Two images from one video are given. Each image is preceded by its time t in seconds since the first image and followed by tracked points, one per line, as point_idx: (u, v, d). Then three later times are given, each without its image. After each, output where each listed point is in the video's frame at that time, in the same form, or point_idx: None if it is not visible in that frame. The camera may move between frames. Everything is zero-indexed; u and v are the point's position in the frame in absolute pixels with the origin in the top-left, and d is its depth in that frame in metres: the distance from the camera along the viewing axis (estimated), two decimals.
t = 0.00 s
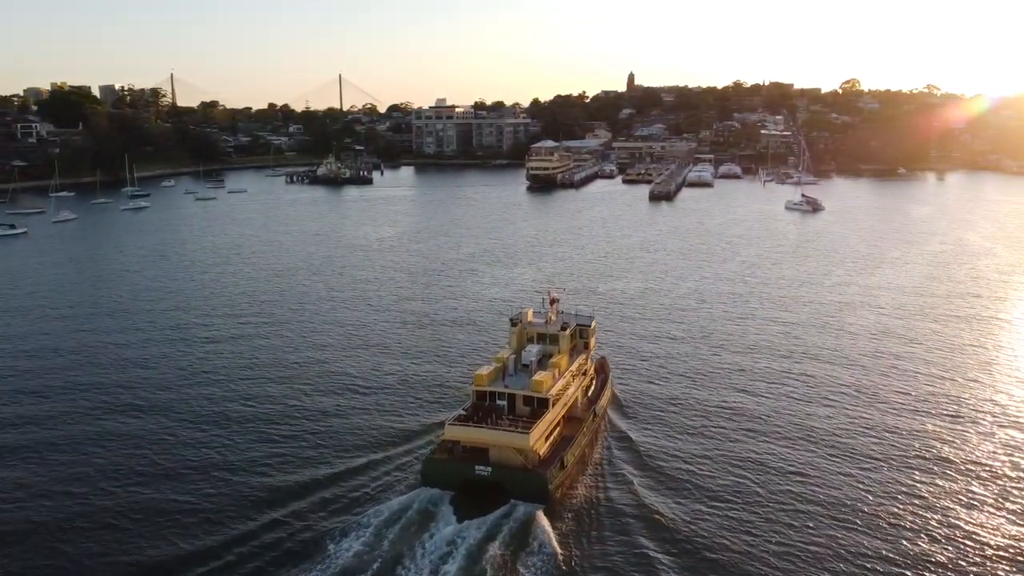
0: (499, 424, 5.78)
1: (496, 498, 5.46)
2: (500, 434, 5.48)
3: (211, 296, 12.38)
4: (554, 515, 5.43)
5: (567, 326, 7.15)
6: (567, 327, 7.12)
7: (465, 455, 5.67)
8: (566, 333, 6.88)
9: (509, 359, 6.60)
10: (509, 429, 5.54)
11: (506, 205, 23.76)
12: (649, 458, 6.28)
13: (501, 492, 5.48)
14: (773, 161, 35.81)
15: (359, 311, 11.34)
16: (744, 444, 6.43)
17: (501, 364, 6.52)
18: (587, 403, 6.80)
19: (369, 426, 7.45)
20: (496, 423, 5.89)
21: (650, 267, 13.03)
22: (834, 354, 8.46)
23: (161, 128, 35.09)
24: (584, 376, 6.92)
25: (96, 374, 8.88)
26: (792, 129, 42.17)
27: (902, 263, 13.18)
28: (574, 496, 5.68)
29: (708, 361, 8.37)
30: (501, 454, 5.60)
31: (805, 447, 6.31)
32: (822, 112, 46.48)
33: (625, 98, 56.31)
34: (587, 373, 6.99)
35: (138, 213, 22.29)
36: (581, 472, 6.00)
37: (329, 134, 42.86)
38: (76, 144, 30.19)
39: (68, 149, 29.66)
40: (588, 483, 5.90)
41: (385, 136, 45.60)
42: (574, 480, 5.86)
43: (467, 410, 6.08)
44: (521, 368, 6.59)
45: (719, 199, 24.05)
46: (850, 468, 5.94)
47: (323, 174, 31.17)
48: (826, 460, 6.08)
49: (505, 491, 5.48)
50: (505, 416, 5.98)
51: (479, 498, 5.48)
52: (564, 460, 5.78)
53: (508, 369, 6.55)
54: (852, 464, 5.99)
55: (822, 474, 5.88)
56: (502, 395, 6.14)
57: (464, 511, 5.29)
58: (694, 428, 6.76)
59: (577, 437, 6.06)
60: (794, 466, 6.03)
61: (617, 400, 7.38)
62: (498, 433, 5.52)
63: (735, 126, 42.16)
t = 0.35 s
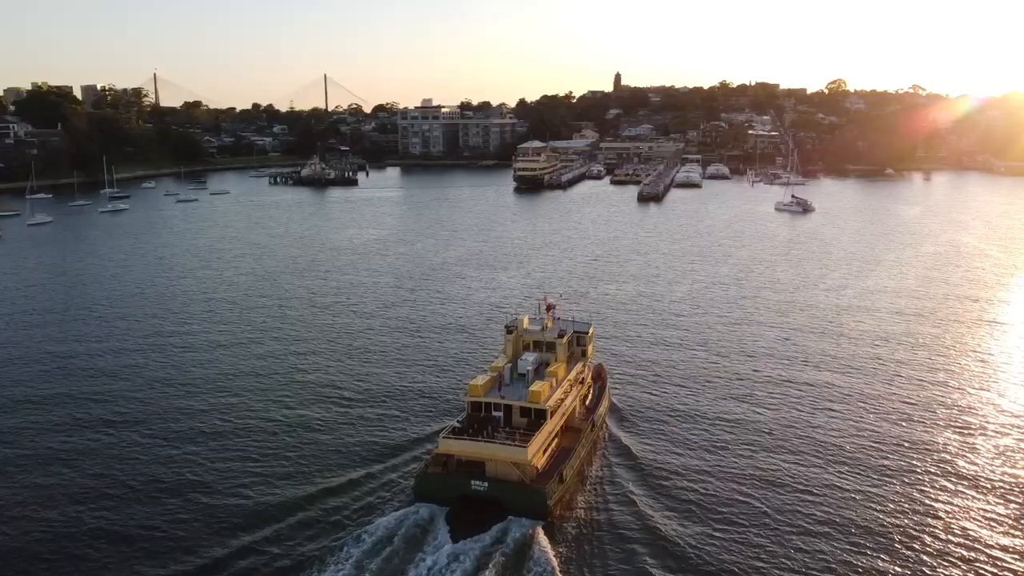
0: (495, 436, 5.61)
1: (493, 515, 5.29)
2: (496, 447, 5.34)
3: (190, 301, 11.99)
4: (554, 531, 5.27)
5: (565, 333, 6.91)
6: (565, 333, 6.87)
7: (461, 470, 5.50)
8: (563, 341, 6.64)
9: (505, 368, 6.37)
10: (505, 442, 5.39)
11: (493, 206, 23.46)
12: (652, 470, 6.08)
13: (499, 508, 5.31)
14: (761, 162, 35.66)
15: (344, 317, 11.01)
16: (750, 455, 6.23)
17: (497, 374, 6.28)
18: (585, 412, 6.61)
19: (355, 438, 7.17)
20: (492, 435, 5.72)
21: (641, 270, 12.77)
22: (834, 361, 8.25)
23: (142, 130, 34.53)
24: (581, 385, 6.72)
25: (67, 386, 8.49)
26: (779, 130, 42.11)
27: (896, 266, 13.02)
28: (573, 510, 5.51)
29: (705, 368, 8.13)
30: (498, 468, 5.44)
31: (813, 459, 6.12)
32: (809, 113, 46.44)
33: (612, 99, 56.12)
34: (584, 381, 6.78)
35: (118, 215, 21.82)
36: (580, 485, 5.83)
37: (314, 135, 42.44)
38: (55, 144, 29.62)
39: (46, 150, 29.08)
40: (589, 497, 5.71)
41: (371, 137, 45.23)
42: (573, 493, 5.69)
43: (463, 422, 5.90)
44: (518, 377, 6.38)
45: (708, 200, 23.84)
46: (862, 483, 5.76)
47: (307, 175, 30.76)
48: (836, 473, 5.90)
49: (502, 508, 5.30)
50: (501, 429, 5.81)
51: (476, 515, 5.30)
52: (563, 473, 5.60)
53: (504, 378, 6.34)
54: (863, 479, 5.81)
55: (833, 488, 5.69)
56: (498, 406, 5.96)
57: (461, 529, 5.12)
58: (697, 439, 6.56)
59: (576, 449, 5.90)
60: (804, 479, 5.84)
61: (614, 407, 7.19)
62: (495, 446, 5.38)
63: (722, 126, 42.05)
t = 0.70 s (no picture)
0: (491, 450, 5.36)
1: (489, 532, 5.11)
2: (492, 462, 5.09)
3: (169, 308, 11.59)
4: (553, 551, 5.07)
5: (563, 340, 6.60)
6: (563, 341, 6.56)
7: (455, 485, 5.27)
8: (561, 349, 6.33)
9: (500, 378, 6.07)
10: (502, 456, 5.16)
11: (480, 208, 23.14)
12: (656, 486, 5.83)
13: (496, 525, 5.12)
14: (748, 162, 35.54)
15: (328, 324, 10.65)
16: (756, 468, 6.00)
17: (492, 385, 5.98)
18: (582, 423, 6.35)
19: (341, 454, 6.83)
20: (488, 447, 5.47)
21: (633, 274, 12.48)
22: (836, 368, 7.98)
23: (122, 131, 33.93)
24: (579, 394, 6.45)
25: (36, 399, 8.08)
26: (766, 130, 42.03)
27: (891, 268, 12.83)
28: (572, 530, 5.29)
29: (703, 376, 7.84)
30: (495, 483, 5.21)
31: (821, 472, 5.89)
32: (796, 113, 46.41)
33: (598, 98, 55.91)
34: (582, 391, 6.51)
35: (96, 217, 21.31)
36: (578, 501, 5.59)
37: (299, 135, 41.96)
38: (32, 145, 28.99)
39: (24, 151, 28.46)
40: (588, 515, 5.49)
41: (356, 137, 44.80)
42: (571, 510, 5.47)
43: (457, 434, 5.63)
44: (514, 387, 6.09)
45: (697, 201, 23.61)
46: (872, 497, 5.53)
47: (291, 176, 30.32)
48: (845, 487, 5.67)
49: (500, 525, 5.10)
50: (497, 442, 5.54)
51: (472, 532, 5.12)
52: (561, 490, 5.36)
53: (499, 388, 6.05)
54: (873, 492, 5.58)
55: (844, 503, 5.46)
56: (494, 418, 5.68)
57: (457, 549, 4.94)
58: (702, 451, 6.31)
59: (574, 462, 5.66)
60: (813, 494, 5.60)
61: (612, 417, 6.94)
62: (491, 460, 5.13)
63: (709, 126, 41.91)
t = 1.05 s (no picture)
0: (487, 465, 5.09)
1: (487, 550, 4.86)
2: (489, 477, 4.83)
3: (146, 314, 11.20)
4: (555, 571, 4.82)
5: (559, 348, 6.31)
6: (559, 349, 6.26)
7: (450, 502, 5.01)
8: (557, 356, 6.02)
9: (495, 388, 5.78)
10: (499, 472, 4.89)
11: (467, 210, 22.81)
12: (660, 501, 5.56)
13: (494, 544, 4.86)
14: (736, 163, 35.39)
15: (312, 330, 10.29)
16: (767, 482, 5.73)
17: (487, 396, 5.69)
18: (581, 433, 6.08)
19: (326, 468, 6.50)
20: (484, 461, 5.19)
21: (625, 279, 12.20)
22: (839, 375, 7.72)
23: (102, 131, 33.29)
24: (577, 404, 6.17)
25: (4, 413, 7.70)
26: (753, 130, 41.94)
27: (886, 271, 12.62)
28: (574, 549, 5.04)
29: (703, 384, 7.58)
30: (492, 499, 4.93)
31: (834, 486, 5.63)
32: (783, 113, 46.35)
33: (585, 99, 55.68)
34: (580, 400, 6.23)
35: (73, 221, 20.79)
36: (578, 517, 5.33)
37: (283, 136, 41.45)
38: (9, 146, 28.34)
39: None
40: (589, 533, 5.23)
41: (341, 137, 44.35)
42: (572, 526, 5.21)
43: (452, 448, 5.36)
44: (510, 397, 5.80)
45: (686, 203, 23.35)
46: (888, 514, 5.26)
47: (274, 178, 29.87)
48: (859, 503, 5.41)
49: (497, 544, 4.84)
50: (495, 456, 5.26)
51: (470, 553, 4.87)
52: (562, 505, 5.10)
53: (494, 399, 5.76)
54: (888, 508, 5.33)
55: (858, 521, 5.20)
56: (490, 431, 5.40)
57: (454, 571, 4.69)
58: (710, 463, 6.04)
59: (574, 475, 5.40)
60: (827, 511, 5.34)
61: (609, 427, 6.68)
62: (488, 476, 4.86)
63: (697, 126, 41.78)
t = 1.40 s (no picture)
0: (483, 480, 4.81)
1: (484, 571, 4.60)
2: (485, 494, 4.57)
3: (123, 321, 10.81)
4: None
5: (556, 357, 6.00)
6: (556, 358, 5.96)
7: (444, 520, 4.74)
8: (555, 366, 5.72)
9: (490, 399, 5.47)
10: (495, 488, 4.63)
11: (454, 211, 22.47)
12: (662, 519, 5.30)
13: (491, 564, 4.60)
14: (724, 163, 35.24)
15: (294, 337, 9.91)
16: (776, 497, 5.48)
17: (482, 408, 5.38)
18: (578, 445, 5.79)
19: (309, 484, 6.16)
20: (479, 476, 4.91)
21: (618, 282, 11.92)
22: (842, 383, 7.47)
23: (82, 132, 32.67)
24: (574, 415, 5.88)
25: None
26: (740, 130, 41.83)
27: (881, 274, 12.41)
28: (573, 569, 4.77)
29: (702, 392, 7.31)
30: (488, 516, 4.68)
31: (845, 503, 5.39)
32: (770, 113, 46.28)
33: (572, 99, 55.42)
34: (577, 411, 5.94)
35: (49, 224, 20.27)
36: (578, 534, 5.05)
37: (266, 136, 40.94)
38: None
39: None
40: (589, 552, 4.95)
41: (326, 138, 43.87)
42: (571, 544, 4.93)
43: (445, 463, 5.06)
44: (506, 409, 5.49)
45: (674, 204, 23.11)
46: (902, 533, 5.02)
47: (257, 179, 29.40)
48: (872, 521, 5.16)
49: (495, 564, 4.58)
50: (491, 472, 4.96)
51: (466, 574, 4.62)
52: (561, 524, 4.82)
53: (489, 410, 5.45)
54: (905, 527, 5.08)
55: (873, 541, 4.95)
56: (485, 446, 5.09)
57: None
58: (716, 477, 5.79)
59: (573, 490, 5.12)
60: (839, 530, 5.09)
61: (606, 438, 6.40)
62: (483, 493, 4.61)
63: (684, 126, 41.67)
